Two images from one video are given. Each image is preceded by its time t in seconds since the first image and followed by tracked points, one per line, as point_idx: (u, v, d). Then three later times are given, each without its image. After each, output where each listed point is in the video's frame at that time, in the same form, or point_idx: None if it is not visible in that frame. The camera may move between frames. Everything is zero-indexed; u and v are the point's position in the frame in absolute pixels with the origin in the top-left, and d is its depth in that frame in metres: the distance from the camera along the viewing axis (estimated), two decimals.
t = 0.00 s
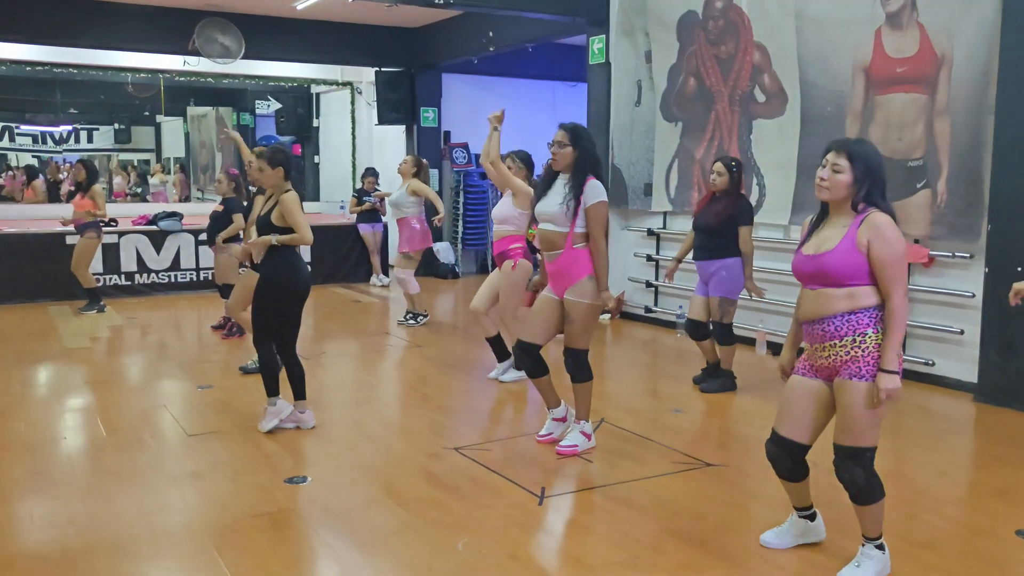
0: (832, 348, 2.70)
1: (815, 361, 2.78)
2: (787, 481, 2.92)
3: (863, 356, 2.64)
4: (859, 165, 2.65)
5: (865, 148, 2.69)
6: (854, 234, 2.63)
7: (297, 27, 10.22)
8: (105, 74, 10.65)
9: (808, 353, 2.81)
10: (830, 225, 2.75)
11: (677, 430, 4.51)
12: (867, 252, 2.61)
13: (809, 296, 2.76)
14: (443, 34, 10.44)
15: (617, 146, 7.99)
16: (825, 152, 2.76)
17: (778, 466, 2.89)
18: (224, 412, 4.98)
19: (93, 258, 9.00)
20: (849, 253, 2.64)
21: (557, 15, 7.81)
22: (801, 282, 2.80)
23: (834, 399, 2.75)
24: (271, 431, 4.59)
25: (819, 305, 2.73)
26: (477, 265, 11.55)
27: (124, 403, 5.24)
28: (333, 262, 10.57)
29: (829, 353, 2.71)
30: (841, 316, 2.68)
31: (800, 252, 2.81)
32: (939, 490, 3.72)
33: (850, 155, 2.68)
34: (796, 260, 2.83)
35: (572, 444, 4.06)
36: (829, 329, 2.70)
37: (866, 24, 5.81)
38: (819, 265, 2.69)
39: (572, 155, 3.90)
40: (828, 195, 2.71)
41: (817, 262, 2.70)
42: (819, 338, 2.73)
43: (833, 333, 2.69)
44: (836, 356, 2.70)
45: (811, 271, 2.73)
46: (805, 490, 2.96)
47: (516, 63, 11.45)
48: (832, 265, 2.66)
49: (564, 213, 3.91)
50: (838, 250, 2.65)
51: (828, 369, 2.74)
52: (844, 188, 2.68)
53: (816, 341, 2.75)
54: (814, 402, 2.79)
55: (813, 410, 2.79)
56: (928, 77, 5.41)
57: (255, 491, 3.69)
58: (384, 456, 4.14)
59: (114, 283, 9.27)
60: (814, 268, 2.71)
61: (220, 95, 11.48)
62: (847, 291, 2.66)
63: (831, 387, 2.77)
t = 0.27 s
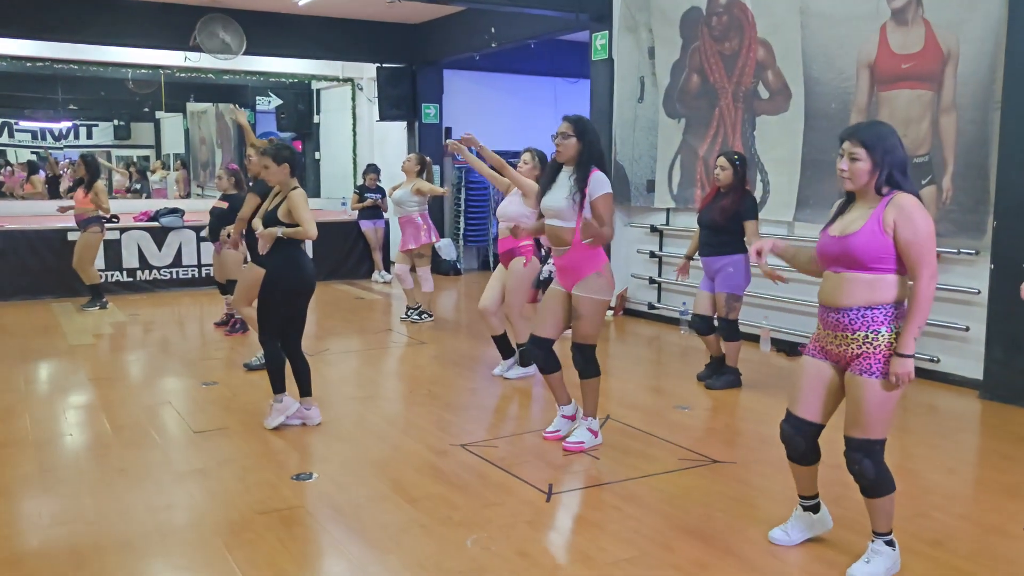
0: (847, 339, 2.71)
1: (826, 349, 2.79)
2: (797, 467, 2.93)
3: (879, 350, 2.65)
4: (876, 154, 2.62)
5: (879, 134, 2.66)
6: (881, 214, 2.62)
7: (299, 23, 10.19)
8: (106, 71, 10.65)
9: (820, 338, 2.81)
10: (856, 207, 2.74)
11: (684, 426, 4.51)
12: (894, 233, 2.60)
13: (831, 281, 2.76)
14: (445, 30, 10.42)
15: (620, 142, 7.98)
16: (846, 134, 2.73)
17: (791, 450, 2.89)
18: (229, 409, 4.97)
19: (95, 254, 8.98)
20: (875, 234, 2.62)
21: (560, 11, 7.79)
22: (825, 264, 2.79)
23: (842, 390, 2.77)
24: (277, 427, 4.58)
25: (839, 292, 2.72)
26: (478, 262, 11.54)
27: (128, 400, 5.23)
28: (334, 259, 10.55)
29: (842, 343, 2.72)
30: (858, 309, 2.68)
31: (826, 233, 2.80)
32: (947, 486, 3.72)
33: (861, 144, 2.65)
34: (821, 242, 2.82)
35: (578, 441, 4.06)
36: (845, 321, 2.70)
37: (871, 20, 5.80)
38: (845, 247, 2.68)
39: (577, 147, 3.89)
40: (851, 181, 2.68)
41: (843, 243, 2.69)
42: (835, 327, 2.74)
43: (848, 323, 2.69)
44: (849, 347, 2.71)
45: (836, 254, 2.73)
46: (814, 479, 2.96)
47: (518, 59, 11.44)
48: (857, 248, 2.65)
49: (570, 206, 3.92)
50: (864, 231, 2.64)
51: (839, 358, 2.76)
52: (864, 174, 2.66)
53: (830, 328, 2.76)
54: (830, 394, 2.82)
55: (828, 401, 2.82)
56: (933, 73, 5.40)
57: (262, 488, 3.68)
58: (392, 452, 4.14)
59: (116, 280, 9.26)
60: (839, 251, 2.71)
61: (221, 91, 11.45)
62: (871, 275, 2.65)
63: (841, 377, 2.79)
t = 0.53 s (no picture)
0: (861, 335, 2.68)
1: (841, 342, 2.77)
2: (817, 458, 2.90)
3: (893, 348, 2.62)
4: (893, 151, 2.57)
5: (898, 126, 2.61)
6: (903, 204, 2.58)
7: (305, 19, 10.16)
8: (112, 66, 10.65)
9: (835, 331, 2.79)
10: (877, 198, 2.70)
11: (693, 425, 4.48)
12: (916, 224, 2.56)
13: (848, 271, 2.72)
14: (451, 26, 10.39)
15: (627, 138, 7.95)
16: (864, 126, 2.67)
17: (813, 440, 2.88)
18: (236, 406, 4.95)
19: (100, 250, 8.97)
20: (897, 225, 2.58)
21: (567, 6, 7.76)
22: (844, 253, 2.76)
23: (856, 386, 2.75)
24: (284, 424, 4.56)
25: (854, 285, 2.68)
26: (483, 258, 11.51)
27: (134, 396, 5.22)
28: (339, 256, 10.53)
29: (855, 339, 2.70)
30: (871, 305, 2.64)
31: (846, 222, 2.75)
32: (960, 486, 3.69)
33: (879, 137, 2.59)
34: (840, 231, 2.78)
35: (586, 439, 4.02)
36: (859, 316, 2.67)
37: (882, 15, 5.75)
38: (866, 237, 2.65)
39: (583, 140, 3.77)
40: (872, 180, 2.63)
41: (864, 233, 2.65)
42: (849, 321, 2.71)
43: (862, 319, 2.66)
44: (862, 343, 2.68)
45: (856, 243, 2.69)
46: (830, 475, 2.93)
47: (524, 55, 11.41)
48: (879, 238, 2.61)
49: (575, 194, 3.85)
50: (887, 221, 2.60)
51: (853, 352, 2.74)
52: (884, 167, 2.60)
53: (845, 323, 2.73)
54: (845, 387, 2.79)
55: (844, 394, 2.79)
56: (945, 68, 5.36)
57: (270, 485, 3.66)
58: (399, 450, 4.12)
59: (121, 276, 9.25)
60: (860, 240, 2.67)
61: (226, 87, 11.44)
62: (890, 267, 2.62)
63: (856, 371, 2.77)
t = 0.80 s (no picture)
0: (878, 342, 2.61)
1: (856, 350, 2.70)
2: (827, 469, 2.84)
3: (911, 354, 2.56)
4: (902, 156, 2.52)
5: (912, 130, 2.56)
6: (921, 208, 2.51)
7: (311, 19, 10.12)
8: (118, 66, 10.63)
9: (850, 340, 2.72)
10: (890, 202, 2.64)
11: (703, 429, 4.41)
12: (934, 229, 2.49)
13: (862, 276, 2.65)
14: (457, 26, 10.34)
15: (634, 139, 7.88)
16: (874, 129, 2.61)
17: (822, 453, 2.81)
18: (240, 408, 4.91)
19: (106, 251, 8.95)
20: (914, 229, 2.52)
21: (574, 6, 7.70)
22: (858, 257, 2.69)
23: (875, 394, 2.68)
24: (287, 428, 4.51)
25: (869, 290, 2.62)
26: (490, 260, 11.46)
27: (138, 398, 5.18)
28: (345, 257, 10.48)
29: (872, 346, 2.63)
30: (887, 310, 2.58)
31: (859, 226, 2.69)
32: (975, 494, 3.62)
33: (893, 140, 2.54)
34: (853, 234, 2.71)
35: (592, 443, 3.96)
36: (875, 322, 2.61)
37: (894, 14, 5.67)
38: (881, 240, 2.58)
39: (592, 143, 3.77)
40: (885, 184, 2.57)
41: (880, 235, 2.58)
42: (865, 328, 2.64)
43: (878, 325, 2.60)
44: (880, 350, 2.61)
45: (870, 246, 2.62)
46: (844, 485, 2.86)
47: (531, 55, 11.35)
48: (895, 242, 2.54)
49: (580, 193, 3.79)
50: (903, 225, 2.54)
51: (870, 360, 2.67)
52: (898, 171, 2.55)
53: (861, 330, 2.66)
54: (862, 396, 2.73)
55: (861, 403, 2.73)
56: (958, 68, 5.29)
57: (272, 490, 3.61)
58: (403, 454, 4.06)
59: (126, 277, 9.22)
60: (875, 243, 2.60)
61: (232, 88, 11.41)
62: (906, 272, 2.55)
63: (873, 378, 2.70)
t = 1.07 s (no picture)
0: (881, 349, 2.53)
1: (860, 364, 2.61)
2: (839, 493, 2.73)
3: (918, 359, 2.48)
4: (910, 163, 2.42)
5: (918, 137, 2.46)
6: (927, 223, 2.43)
7: (316, 18, 10.06)
8: (123, 65, 10.58)
9: (852, 354, 2.64)
10: (892, 211, 2.55)
11: (709, 436, 4.32)
12: (940, 245, 2.42)
13: (860, 287, 2.58)
14: (463, 26, 10.27)
15: (640, 140, 7.80)
16: (879, 136, 2.51)
17: (831, 479, 2.69)
18: (239, 412, 4.84)
19: (109, 251, 8.90)
20: (919, 242, 2.43)
21: (580, 5, 7.62)
22: (858, 267, 2.60)
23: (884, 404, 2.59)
24: (286, 432, 4.44)
25: (870, 300, 2.54)
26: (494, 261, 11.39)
27: (136, 400, 5.11)
28: (348, 257, 10.42)
29: (876, 355, 2.54)
30: (889, 315, 2.50)
31: (861, 234, 2.60)
32: (989, 505, 3.53)
33: (902, 147, 2.44)
34: (854, 242, 2.62)
35: (592, 449, 3.89)
36: (878, 329, 2.52)
37: (905, 13, 5.58)
38: (884, 251, 2.49)
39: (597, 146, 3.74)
40: (892, 195, 2.47)
41: (883, 246, 2.50)
42: (867, 338, 2.56)
43: (881, 332, 2.52)
44: (885, 358, 2.52)
45: (872, 256, 2.54)
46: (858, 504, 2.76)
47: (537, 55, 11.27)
48: (899, 255, 2.46)
49: (584, 194, 3.73)
50: (908, 239, 2.45)
51: (876, 372, 2.58)
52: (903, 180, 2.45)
53: (862, 341, 2.58)
54: (868, 408, 2.63)
55: (868, 415, 2.64)
56: (971, 69, 5.20)
57: (269, 497, 3.54)
58: (403, 460, 3.99)
59: (129, 277, 9.18)
60: (877, 254, 2.51)
61: (237, 87, 11.36)
62: (908, 282, 2.47)
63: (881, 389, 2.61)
